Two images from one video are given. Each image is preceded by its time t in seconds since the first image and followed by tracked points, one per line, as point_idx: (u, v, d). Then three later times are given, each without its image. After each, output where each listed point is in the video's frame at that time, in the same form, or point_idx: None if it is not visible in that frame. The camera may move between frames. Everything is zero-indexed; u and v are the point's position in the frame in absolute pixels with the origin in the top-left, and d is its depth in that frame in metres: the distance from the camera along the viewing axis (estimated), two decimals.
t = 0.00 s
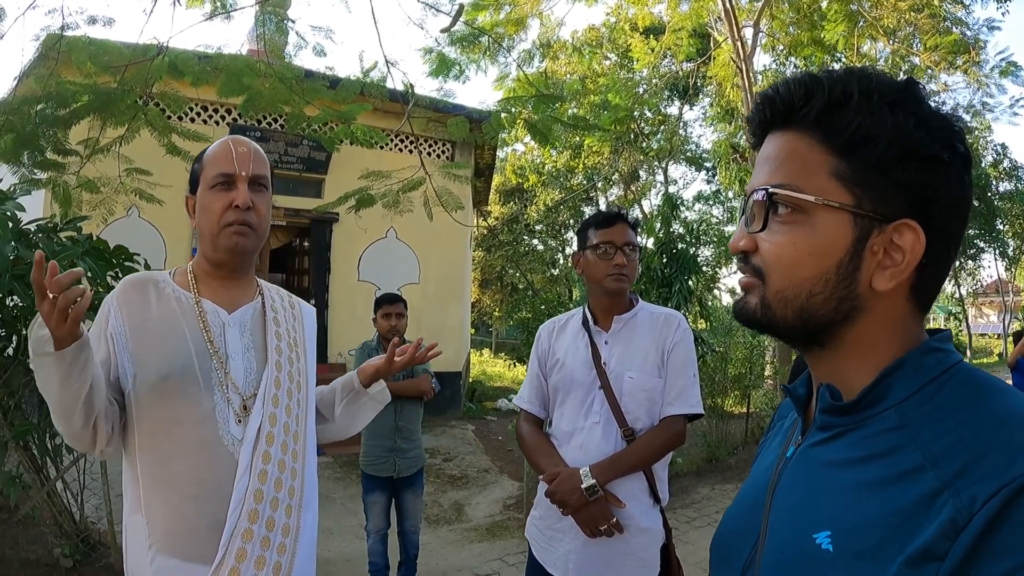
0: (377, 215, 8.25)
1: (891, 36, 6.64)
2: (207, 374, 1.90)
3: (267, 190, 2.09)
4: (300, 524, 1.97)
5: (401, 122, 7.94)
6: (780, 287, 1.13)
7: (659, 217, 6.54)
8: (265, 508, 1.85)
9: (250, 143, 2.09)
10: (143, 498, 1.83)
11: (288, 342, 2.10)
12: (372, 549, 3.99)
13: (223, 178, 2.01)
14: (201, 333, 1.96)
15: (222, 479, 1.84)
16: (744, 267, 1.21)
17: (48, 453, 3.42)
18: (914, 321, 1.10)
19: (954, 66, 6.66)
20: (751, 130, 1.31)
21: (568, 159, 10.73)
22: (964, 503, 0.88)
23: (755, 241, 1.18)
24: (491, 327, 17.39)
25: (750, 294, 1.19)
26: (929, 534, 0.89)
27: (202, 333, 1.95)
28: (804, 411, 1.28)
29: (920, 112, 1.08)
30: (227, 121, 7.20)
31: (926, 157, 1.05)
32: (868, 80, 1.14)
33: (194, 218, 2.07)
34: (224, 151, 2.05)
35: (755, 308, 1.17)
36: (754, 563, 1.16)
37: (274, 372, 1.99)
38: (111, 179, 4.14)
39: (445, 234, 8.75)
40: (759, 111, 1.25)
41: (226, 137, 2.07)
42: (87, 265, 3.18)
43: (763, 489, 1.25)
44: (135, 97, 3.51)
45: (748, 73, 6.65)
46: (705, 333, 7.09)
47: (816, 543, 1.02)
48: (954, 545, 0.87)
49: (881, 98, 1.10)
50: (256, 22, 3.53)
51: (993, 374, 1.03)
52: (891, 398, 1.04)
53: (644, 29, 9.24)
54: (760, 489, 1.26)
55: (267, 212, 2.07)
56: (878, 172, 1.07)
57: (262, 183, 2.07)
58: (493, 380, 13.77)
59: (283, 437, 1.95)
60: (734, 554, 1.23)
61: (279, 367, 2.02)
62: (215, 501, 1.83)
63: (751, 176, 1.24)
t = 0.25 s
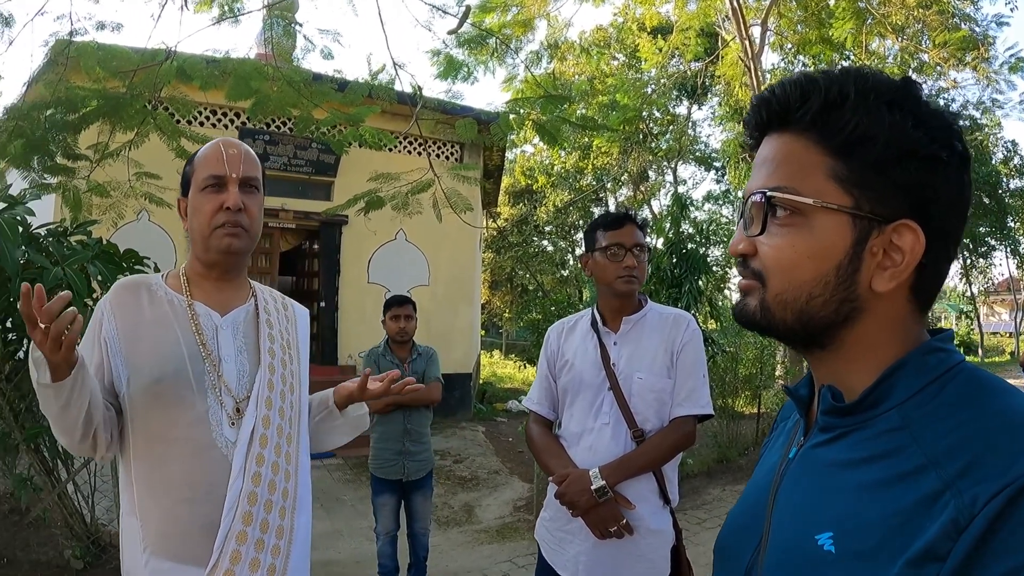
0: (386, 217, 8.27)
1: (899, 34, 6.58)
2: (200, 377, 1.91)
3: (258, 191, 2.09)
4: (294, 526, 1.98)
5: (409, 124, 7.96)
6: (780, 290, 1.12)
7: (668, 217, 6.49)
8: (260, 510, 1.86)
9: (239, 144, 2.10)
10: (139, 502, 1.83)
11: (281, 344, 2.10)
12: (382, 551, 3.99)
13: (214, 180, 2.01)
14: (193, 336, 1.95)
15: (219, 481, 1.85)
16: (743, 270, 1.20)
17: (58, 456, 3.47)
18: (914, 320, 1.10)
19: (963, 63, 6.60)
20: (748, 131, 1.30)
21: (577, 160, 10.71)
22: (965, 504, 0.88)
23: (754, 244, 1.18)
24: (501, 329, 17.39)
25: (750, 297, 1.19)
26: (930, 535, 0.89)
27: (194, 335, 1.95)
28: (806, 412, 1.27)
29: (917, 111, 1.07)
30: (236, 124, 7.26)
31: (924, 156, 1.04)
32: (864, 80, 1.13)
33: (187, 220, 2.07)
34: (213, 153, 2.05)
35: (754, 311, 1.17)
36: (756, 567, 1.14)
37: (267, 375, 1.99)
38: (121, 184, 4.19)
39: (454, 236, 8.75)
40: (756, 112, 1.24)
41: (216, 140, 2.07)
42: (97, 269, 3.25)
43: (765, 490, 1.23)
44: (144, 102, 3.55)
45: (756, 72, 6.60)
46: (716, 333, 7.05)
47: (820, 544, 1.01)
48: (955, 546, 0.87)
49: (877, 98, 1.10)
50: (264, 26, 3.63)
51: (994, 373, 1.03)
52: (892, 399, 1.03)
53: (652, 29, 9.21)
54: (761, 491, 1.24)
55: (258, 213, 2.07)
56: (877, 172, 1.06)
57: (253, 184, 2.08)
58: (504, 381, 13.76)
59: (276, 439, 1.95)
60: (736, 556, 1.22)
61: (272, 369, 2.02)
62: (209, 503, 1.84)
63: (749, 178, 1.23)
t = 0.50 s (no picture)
0: (397, 219, 8.29)
1: (909, 33, 6.51)
2: (200, 378, 1.91)
3: (256, 192, 2.10)
4: (294, 524, 2.00)
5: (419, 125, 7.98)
6: (779, 291, 1.12)
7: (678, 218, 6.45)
8: (262, 509, 1.88)
9: (237, 145, 2.10)
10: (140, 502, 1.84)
11: (279, 343, 2.13)
12: (392, 551, 3.99)
13: (212, 181, 2.02)
14: (193, 337, 1.96)
15: (220, 480, 1.86)
16: (743, 272, 1.20)
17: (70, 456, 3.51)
18: (915, 321, 1.09)
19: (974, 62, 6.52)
20: (747, 133, 1.30)
21: (588, 161, 10.68)
22: (965, 504, 0.87)
23: (753, 246, 1.17)
24: (513, 330, 17.38)
25: (750, 298, 1.18)
26: (930, 536, 0.89)
27: (193, 337, 1.96)
28: (808, 412, 1.28)
29: (915, 112, 1.07)
30: (247, 127, 7.31)
31: (923, 157, 1.04)
32: (862, 81, 1.13)
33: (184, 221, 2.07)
34: (212, 155, 2.06)
35: (754, 312, 1.16)
36: (760, 565, 1.15)
37: (266, 374, 2.01)
38: (132, 187, 4.23)
39: (464, 238, 8.76)
40: (755, 114, 1.24)
41: (214, 141, 2.08)
42: (109, 270, 3.28)
43: (766, 491, 1.24)
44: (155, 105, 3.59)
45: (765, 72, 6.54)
46: (727, 334, 7.00)
47: (819, 544, 1.02)
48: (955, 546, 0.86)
49: (875, 99, 1.09)
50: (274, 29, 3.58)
51: (995, 372, 1.02)
52: (893, 399, 1.03)
53: (662, 29, 9.18)
54: (763, 492, 1.25)
55: (256, 213, 2.08)
56: (875, 173, 1.06)
57: (251, 186, 2.09)
58: (515, 382, 13.76)
59: (275, 437, 1.97)
60: (739, 555, 1.22)
61: (271, 369, 2.04)
62: (211, 502, 1.84)
63: (747, 180, 1.23)
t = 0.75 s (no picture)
0: (409, 219, 8.31)
1: (923, 30, 6.42)
2: (205, 377, 1.93)
3: (255, 192, 2.12)
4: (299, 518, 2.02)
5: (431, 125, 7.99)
6: (778, 293, 1.12)
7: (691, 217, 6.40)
8: (268, 503, 1.89)
9: (237, 145, 2.12)
10: (148, 499, 1.85)
11: (281, 340, 2.14)
12: (402, 550, 4.00)
13: (212, 181, 2.03)
14: (196, 337, 1.97)
15: (228, 477, 1.88)
16: (743, 273, 1.21)
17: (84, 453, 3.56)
18: (914, 321, 1.09)
19: (990, 59, 6.42)
20: (747, 134, 1.30)
21: (601, 161, 10.63)
22: (965, 505, 0.87)
23: (751, 248, 1.18)
24: (525, 330, 17.37)
25: (749, 299, 1.19)
26: (930, 536, 0.88)
27: (196, 335, 1.97)
28: (808, 412, 1.28)
29: (914, 112, 1.07)
30: (260, 127, 7.37)
31: (921, 157, 1.04)
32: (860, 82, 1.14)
33: (185, 220, 2.09)
34: (212, 155, 2.07)
35: (754, 314, 1.17)
36: (760, 565, 1.15)
37: (270, 371, 2.02)
38: (146, 186, 4.28)
39: (476, 237, 8.76)
40: (754, 116, 1.25)
41: (214, 141, 2.09)
42: (123, 269, 3.32)
43: (766, 490, 1.23)
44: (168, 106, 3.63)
45: (778, 70, 6.47)
46: (740, 334, 6.95)
47: (819, 544, 1.02)
48: (955, 546, 0.86)
49: (873, 100, 1.10)
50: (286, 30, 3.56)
51: (995, 371, 1.01)
52: (894, 399, 1.03)
53: (674, 28, 9.12)
54: (764, 491, 1.24)
55: (255, 213, 2.09)
56: (873, 174, 1.06)
57: (250, 185, 2.10)
58: (527, 382, 13.75)
59: (280, 433, 1.99)
60: (738, 555, 1.22)
61: (274, 366, 2.05)
62: (218, 499, 1.86)
63: (747, 181, 1.23)
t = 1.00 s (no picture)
0: (419, 220, 8.33)
1: (934, 31, 6.36)
2: (210, 376, 1.93)
3: (256, 192, 2.12)
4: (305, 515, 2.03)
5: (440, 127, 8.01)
6: (777, 295, 1.11)
7: (701, 219, 6.37)
8: (277, 500, 1.90)
9: (237, 146, 2.12)
10: (156, 498, 1.86)
11: (283, 338, 2.16)
12: (410, 550, 4.00)
13: (212, 182, 2.03)
14: (200, 337, 1.97)
15: (235, 475, 1.89)
16: (742, 276, 1.20)
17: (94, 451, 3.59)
18: (914, 322, 1.08)
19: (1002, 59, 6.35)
20: (745, 136, 1.30)
21: (611, 163, 10.60)
22: (966, 505, 0.87)
23: (751, 250, 1.17)
24: (536, 332, 17.35)
25: (749, 301, 1.18)
26: (929, 537, 0.88)
27: (200, 334, 1.97)
28: (808, 413, 1.27)
29: (911, 114, 1.07)
30: (270, 129, 7.42)
31: (919, 160, 1.04)
32: (858, 85, 1.14)
33: (186, 220, 2.09)
34: (212, 156, 2.07)
35: (753, 316, 1.16)
36: (761, 566, 1.14)
37: (274, 370, 2.04)
38: (157, 187, 4.32)
39: (485, 238, 8.77)
40: (752, 119, 1.24)
41: (214, 142, 2.10)
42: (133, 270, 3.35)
43: (767, 491, 1.22)
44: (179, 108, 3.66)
45: (789, 71, 6.43)
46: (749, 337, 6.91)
47: (819, 545, 1.01)
48: (955, 547, 0.85)
49: (871, 103, 1.10)
50: (296, 32, 3.59)
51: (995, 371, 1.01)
52: (894, 399, 1.02)
53: (684, 30, 9.10)
54: (765, 492, 1.23)
55: (256, 213, 2.10)
56: (871, 177, 1.06)
57: (251, 186, 2.10)
58: (537, 383, 13.74)
59: (286, 431, 2.00)
60: (739, 556, 1.21)
61: (278, 364, 2.07)
62: (225, 497, 1.87)
63: (745, 183, 1.22)
